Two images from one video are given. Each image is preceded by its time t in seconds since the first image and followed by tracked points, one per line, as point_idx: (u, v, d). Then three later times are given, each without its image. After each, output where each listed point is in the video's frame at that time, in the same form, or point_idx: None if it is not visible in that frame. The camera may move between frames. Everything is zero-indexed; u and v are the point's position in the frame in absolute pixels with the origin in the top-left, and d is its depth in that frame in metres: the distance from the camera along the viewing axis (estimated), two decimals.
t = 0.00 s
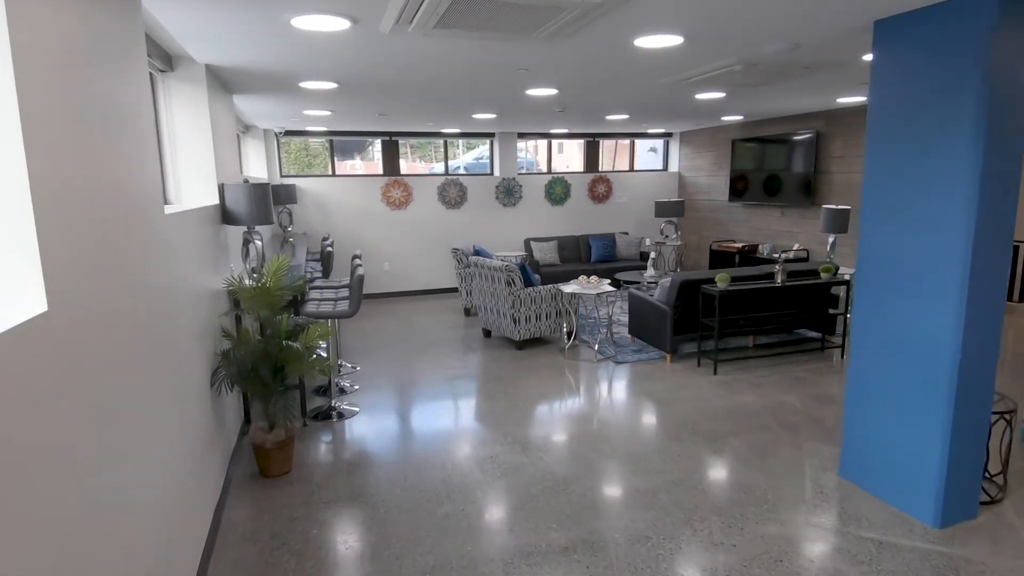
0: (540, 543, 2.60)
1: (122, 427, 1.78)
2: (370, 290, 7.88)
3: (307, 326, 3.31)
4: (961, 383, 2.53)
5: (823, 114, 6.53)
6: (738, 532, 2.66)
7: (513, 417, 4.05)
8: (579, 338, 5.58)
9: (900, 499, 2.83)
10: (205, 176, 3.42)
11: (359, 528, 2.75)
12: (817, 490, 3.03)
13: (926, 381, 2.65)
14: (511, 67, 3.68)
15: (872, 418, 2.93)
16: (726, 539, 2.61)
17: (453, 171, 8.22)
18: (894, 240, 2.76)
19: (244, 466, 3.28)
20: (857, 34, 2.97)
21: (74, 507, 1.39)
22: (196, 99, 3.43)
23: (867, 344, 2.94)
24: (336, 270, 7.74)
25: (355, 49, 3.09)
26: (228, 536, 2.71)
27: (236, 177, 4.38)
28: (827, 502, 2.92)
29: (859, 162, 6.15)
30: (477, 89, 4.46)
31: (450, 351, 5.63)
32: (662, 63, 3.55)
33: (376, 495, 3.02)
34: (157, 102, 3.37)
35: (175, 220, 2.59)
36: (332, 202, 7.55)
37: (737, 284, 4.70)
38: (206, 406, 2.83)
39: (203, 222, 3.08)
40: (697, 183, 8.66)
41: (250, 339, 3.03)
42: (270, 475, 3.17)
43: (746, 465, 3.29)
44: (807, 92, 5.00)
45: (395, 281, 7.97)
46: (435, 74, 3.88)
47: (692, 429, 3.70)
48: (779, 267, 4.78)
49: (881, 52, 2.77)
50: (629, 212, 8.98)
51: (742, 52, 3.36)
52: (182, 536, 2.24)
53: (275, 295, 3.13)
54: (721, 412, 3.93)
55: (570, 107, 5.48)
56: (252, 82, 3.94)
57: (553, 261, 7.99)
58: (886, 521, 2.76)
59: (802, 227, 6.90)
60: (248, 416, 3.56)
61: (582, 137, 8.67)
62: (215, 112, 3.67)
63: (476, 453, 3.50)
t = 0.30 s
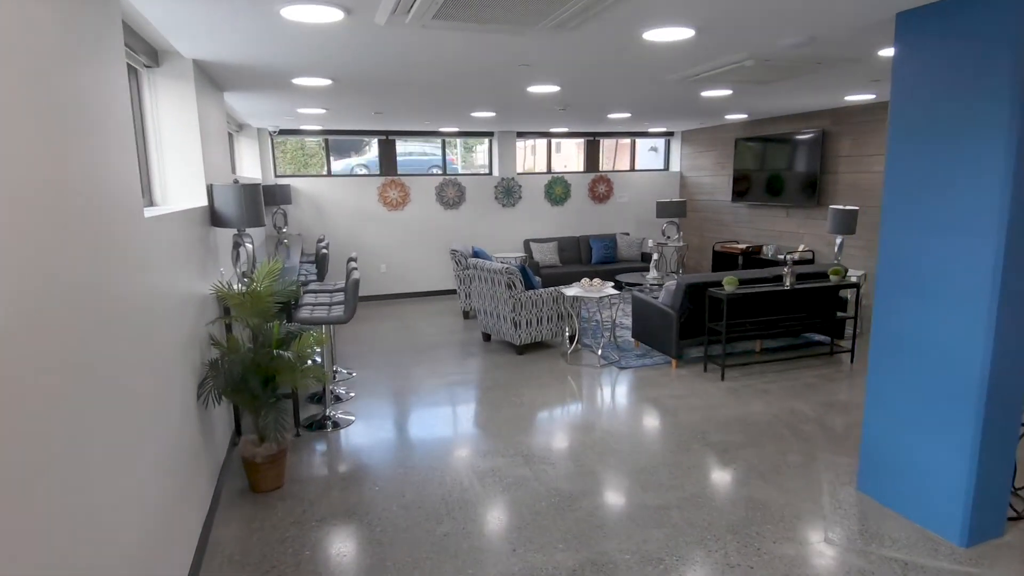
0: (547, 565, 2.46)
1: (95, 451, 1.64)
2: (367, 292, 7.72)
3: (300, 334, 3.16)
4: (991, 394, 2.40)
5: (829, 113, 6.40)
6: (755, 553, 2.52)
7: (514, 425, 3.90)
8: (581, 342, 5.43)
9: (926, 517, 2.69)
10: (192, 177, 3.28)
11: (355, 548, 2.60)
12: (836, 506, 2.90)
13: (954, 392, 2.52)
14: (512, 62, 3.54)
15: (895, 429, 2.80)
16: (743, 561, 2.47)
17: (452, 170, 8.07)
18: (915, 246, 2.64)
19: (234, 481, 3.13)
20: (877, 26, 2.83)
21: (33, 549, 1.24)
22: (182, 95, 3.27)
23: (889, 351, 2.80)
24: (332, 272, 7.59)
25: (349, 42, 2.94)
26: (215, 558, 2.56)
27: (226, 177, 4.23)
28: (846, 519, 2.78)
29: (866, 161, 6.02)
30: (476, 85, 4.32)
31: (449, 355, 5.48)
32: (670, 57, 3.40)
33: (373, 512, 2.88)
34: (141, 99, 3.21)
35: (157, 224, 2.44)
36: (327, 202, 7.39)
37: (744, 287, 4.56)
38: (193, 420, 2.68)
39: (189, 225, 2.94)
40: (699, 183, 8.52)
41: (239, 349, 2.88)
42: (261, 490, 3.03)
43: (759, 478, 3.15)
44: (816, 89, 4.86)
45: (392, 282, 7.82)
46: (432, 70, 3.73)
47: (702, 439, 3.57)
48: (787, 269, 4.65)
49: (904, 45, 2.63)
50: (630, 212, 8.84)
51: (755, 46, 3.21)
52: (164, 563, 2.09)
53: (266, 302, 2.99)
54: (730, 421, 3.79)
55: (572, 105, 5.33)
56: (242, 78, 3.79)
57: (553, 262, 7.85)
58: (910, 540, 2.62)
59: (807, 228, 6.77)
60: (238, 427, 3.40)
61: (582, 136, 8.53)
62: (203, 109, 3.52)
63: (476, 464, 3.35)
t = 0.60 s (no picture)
0: None
1: (68, 472, 1.49)
2: (366, 294, 7.58)
3: (296, 340, 3.02)
4: None
5: (838, 110, 6.27)
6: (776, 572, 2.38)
7: (520, 432, 3.76)
8: (586, 345, 5.28)
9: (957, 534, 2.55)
10: (183, 175, 3.13)
11: (353, 567, 2.46)
12: (859, 520, 2.76)
13: (989, 402, 2.38)
14: (517, 55, 3.40)
15: (924, 440, 2.67)
16: None
17: (453, 170, 7.93)
18: (948, 250, 2.50)
19: (227, 494, 2.98)
20: (903, 15, 2.69)
21: None
22: (173, 90, 3.12)
23: (918, 358, 2.67)
24: (330, 273, 7.44)
25: (348, 32, 2.80)
26: None
27: (220, 176, 4.08)
28: (872, 535, 2.65)
29: (877, 160, 5.88)
30: (479, 81, 4.18)
31: (450, 359, 5.33)
32: (683, 50, 3.26)
33: (373, 527, 2.73)
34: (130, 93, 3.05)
35: (143, 224, 2.30)
36: (325, 202, 7.25)
37: (757, 289, 4.42)
38: (182, 431, 2.53)
39: (179, 225, 2.78)
40: (703, 182, 8.39)
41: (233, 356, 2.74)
42: (255, 504, 2.88)
43: (776, 489, 3.01)
44: (828, 85, 4.73)
45: (391, 283, 7.68)
46: (434, 63, 3.59)
47: (715, 448, 3.43)
48: (800, 271, 4.50)
49: (932, 36, 2.50)
50: (633, 212, 8.70)
51: (773, 37, 3.07)
52: None
53: (261, 307, 2.84)
54: (744, 429, 3.65)
55: (577, 102, 5.20)
56: (238, 73, 3.64)
57: (556, 262, 7.71)
58: (941, 558, 2.49)
59: (815, 228, 6.64)
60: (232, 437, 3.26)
61: (584, 135, 8.39)
62: (195, 104, 3.37)
63: (480, 473, 3.20)
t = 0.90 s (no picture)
0: None
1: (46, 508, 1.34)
2: (366, 297, 7.42)
3: (295, 350, 2.87)
4: None
5: (849, 110, 6.13)
6: None
7: (529, 443, 3.60)
8: (595, 352, 5.12)
9: (999, 557, 2.41)
10: (177, 175, 2.98)
11: None
12: (893, 542, 2.60)
13: None
14: (527, 50, 3.26)
15: (962, 457, 2.52)
16: None
17: (455, 171, 7.78)
18: (991, 255, 2.34)
19: (224, 514, 2.83)
20: (937, 8, 2.55)
21: None
22: (167, 87, 2.97)
23: (955, 371, 2.52)
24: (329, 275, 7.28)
25: (351, 24, 2.66)
26: None
27: (216, 176, 3.93)
28: (906, 558, 2.50)
29: (891, 161, 5.74)
30: (486, 78, 4.03)
31: (454, 366, 5.18)
32: (701, 45, 3.12)
33: (378, 550, 2.57)
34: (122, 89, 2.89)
35: (131, 228, 2.14)
36: (324, 203, 7.09)
37: (772, 294, 4.27)
38: (175, 449, 2.38)
39: (172, 229, 2.63)
40: (710, 183, 8.24)
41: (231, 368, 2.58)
42: (253, 524, 2.73)
43: (801, 507, 2.86)
44: (844, 84, 4.58)
45: (392, 287, 7.52)
46: (439, 58, 3.44)
47: (734, 462, 3.27)
48: (817, 275, 4.35)
49: (969, 29, 2.36)
50: (638, 214, 8.55)
51: (796, 32, 2.93)
52: None
53: (258, 316, 2.69)
54: (763, 441, 3.50)
55: (585, 101, 5.05)
56: (235, 69, 3.49)
57: (560, 265, 7.55)
58: None
59: (826, 230, 6.49)
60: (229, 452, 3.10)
61: (589, 135, 8.24)
62: (190, 101, 3.21)
63: (489, 489, 3.05)
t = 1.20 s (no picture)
0: None
1: (20, 545, 1.21)
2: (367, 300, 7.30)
3: (296, 360, 2.74)
4: None
5: (861, 110, 6.01)
6: None
7: (539, 454, 3.47)
8: (603, 357, 4.99)
9: None
10: (173, 176, 2.86)
11: None
12: (925, 562, 2.47)
13: None
14: (537, 47, 3.14)
15: (998, 473, 2.39)
16: None
17: (458, 171, 7.66)
18: None
19: (223, 531, 2.70)
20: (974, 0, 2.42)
21: None
22: (162, 84, 2.84)
23: (989, 383, 2.39)
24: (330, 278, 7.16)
25: (355, 18, 2.52)
26: None
27: (215, 177, 3.81)
28: None
29: (905, 161, 5.62)
30: (494, 75, 3.91)
31: (458, 371, 5.05)
32: (721, 40, 2.99)
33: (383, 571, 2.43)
34: (116, 86, 2.76)
35: (123, 233, 2.01)
36: (325, 205, 6.97)
37: (788, 299, 4.14)
38: (169, 466, 2.25)
39: (167, 232, 2.50)
40: (717, 184, 8.12)
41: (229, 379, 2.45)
42: (252, 542, 2.60)
43: (826, 524, 2.73)
44: (860, 82, 4.46)
45: (394, 289, 7.40)
46: (446, 55, 3.32)
47: (753, 474, 3.14)
48: (833, 279, 4.23)
49: (1007, 24, 2.23)
50: (644, 215, 8.42)
51: (821, 27, 2.80)
52: None
53: (257, 324, 2.55)
54: (782, 452, 3.37)
55: (593, 100, 4.92)
56: (234, 66, 3.37)
57: (564, 267, 7.43)
58: None
59: (837, 232, 6.36)
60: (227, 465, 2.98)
61: (593, 135, 8.12)
62: (187, 99, 3.09)
63: (498, 503, 2.92)
